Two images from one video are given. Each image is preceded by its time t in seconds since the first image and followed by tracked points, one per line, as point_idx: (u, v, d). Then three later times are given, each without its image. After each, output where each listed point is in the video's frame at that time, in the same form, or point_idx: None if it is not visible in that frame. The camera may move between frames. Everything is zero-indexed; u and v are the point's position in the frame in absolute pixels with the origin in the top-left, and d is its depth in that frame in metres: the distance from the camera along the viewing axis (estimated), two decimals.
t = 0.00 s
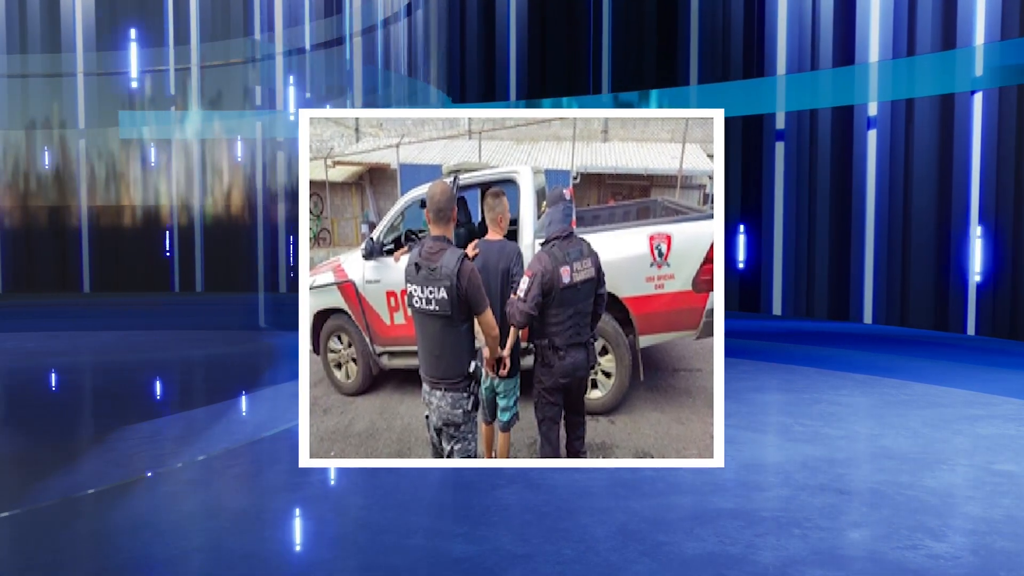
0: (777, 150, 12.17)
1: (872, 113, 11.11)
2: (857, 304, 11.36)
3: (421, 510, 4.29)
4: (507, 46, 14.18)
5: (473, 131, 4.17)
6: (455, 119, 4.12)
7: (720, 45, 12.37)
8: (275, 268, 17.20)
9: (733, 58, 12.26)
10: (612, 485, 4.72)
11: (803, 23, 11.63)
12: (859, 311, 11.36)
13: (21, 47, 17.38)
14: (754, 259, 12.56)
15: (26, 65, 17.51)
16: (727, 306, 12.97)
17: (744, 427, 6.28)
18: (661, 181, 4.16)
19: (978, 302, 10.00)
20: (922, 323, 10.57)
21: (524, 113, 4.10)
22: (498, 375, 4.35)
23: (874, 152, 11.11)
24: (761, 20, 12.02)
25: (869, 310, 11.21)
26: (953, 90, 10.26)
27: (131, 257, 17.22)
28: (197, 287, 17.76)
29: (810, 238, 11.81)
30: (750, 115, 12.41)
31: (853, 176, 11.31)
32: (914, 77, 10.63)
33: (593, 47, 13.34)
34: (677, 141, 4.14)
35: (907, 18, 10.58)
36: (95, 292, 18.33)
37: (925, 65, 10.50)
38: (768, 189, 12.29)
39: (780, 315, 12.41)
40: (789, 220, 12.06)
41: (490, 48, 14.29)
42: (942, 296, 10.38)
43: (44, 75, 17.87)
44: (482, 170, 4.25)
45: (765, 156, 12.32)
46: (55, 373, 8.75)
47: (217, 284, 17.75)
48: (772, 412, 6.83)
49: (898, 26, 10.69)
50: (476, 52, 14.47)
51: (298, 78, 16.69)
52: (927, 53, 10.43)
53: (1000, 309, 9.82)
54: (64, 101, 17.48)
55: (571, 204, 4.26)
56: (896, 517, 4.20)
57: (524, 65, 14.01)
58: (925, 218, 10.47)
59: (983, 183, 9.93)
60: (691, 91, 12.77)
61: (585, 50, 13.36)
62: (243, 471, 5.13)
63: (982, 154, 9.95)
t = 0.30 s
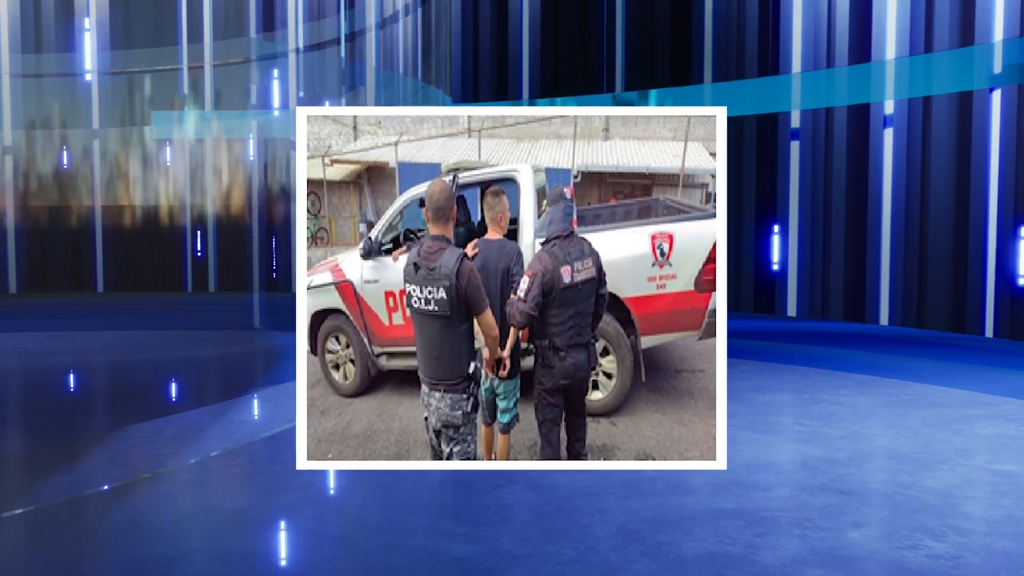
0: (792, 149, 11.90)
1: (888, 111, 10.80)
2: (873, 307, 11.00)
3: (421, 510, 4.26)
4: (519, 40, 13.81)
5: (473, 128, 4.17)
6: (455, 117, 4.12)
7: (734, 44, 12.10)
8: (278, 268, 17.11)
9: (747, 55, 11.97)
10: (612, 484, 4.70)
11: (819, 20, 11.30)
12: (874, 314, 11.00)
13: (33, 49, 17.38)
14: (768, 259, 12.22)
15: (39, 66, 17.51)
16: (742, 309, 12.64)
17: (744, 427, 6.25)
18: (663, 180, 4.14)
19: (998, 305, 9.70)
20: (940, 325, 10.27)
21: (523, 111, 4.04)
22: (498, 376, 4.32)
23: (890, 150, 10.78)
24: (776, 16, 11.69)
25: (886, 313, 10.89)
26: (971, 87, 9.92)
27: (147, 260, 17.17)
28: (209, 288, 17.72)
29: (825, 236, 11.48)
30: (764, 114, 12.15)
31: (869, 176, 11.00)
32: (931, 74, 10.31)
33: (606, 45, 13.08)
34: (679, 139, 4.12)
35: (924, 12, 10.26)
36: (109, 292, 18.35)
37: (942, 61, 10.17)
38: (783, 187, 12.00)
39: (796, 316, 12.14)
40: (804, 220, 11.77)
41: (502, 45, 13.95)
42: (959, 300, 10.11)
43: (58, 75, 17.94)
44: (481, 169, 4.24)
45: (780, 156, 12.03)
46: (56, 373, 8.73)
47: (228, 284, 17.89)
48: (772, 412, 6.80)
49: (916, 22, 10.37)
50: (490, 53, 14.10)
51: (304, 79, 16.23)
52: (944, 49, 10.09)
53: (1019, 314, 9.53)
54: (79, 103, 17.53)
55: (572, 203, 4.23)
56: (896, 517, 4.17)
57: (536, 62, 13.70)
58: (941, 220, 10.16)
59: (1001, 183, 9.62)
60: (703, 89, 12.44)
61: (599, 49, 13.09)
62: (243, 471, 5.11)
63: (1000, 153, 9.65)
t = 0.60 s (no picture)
0: (808, 149, 11.71)
1: (905, 109, 10.57)
2: (890, 303, 10.82)
3: (421, 510, 4.24)
4: (532, 35, 13.65)
5: (472, 127, 4.15)
6: (454, 115, 4.10)
7: (749, 36, 11.88)
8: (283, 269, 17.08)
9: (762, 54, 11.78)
10: (613, 485, 4.67)
11: (835, 16, 11.08)
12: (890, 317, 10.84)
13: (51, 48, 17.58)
14: (782, 257, 12.03)
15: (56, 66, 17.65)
16: (756, 309, 12.49)
17: (744, 427, 6.22)
18: (665, 178, 4.12)
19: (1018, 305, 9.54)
20: (955, 328, 10.11)
21: (524, 109, 4.08)
22: (497, 378, 4.29)
23: (907, 148, 10.56)
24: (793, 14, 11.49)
25: (902, 314, 10.70)
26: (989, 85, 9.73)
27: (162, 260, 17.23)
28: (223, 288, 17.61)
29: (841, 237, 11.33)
30: (779, 110, 11.96)
31: (886, 173, 10.82)
32: (948, 71, 10.11)
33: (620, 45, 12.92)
34: (681, 137, 4.10)
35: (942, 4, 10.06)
36: (123, 292, 18.30)
37: (959, 57, 9.97)
38: (798, 187, 11.80)
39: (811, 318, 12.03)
40: (819, 218, 11.59)
41: (516, 44, 13.74)
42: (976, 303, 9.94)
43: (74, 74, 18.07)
44: (480, 168, 4.19)
45: (795, 155, 11.84)
46: (57, 373, 8.71)
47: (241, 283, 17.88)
48: (772, 412, 6.78)
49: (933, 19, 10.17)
50: (504, 47, 13.91)
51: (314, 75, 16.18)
52: (962, 46, 9.90)
53: None
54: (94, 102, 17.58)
55: (572, 202, 4.20)
56: (897, 517, 4.14)
57: (550, 56, 13.53)
58: (958, 219, 9.98)
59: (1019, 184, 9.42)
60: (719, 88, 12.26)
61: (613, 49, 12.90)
62: (244, 471, 5.09)
63: (1020, 146, 9.40)
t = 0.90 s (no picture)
0: (823, 147, 11.64)
1: (922, 108, 10.54)
2: (907, 308, 10.75)
3: (421, 510, 4.22)
4: (546, 32, 13.45)
5: (472, 125, 4.14)
6: (453, 112, 4.09)
7: (764, 35, 11.84)
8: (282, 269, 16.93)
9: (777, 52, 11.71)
10: (613, 485, 4.65)
11: (851, 14, 11.05)
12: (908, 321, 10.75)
13: (65, 47, 17.60)
14: (797, 256, 11.94)
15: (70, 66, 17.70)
16: (770, 310, 12.37)
17: (744, 427, 6.20)
18: (666, 177, 4.11)
19: None
20: (974, 329, 10.03)
21: (525, 107, 4.07)
22: (497, 379, 4.27)
23: (924, 149, 10.50)
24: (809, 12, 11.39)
25: (919, 318, 10.68)
26: (1007, 82, 9.67)
27: (176, 260, 17.36)
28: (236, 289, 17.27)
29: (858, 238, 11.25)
30: (793, 109, 11.86)
31: (901, 174, 10.75)
32: (966, 69, 10.05)
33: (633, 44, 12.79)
34: (683, 135, 4.08)
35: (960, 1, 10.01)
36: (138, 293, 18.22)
37: (977, 56, 9.93)
38: (813, 190, 11.76)
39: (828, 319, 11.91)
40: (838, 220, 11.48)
41: (528, 42, 13.53)
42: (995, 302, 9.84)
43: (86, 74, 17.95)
44: (480, 166, 4.22)
45: (810, 152, 11.77)
46: (57, 373, 8.69)
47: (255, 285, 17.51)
48: (772, 412, 6.76)
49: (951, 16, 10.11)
50: (516, 41, 13.62)
51: (325, 75, 16.21)
52: (979, 44, 9.85)
53: None
54: (108, 101, 17.46)
55: (573, 200, 4.17)
56: (897, 517, 4.12)
57: (563, 54, 13.31)
58: (976, 220, 9.91)
59: None
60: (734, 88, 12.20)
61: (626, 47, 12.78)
62: (243, 471, 5.07)
63: None
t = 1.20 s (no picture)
0: (838, 145, 11.51)
1: (940, 106, 10.47)
2: (923, 310, 10.63)
3: (421, 510, 4.20)
4: (559, 28, 13.25)
5: (471, 123, 4.14)
6: (452, 111, 4.08)
7: (779, 34, 11.81)
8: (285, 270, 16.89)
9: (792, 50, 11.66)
10: (613, 485, 4.63)
11: (867, 13, 11.01)
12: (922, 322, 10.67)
13: (78, 46, 17.63)
14: (812, 257, 11.78)
15: (84, 65, 17.71)
16: (786, 312, 12.22)
17: (743, 427, 6.17)
18: (668, 175, 4.09)
19: None
20: (992, 332, 10.02)
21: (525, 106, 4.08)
22: (497, 380, 4.24)
23: (942, 149, 10.45)
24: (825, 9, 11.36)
25: (936, 317, 10.53)
26: None
27: (188, 261, 17.27)
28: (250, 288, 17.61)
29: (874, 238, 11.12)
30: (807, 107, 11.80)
31: (919, 174, 10.65)
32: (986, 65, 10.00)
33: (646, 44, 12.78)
34: (684, 133, 4.05)
35: None
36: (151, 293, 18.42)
37: (997, 51, 9.90)
38: (829, 187, 11.59)
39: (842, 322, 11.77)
40: (851, 222, 11.35)
41: (542, 39, 13.29)
42: (1014, 302, 9.84)
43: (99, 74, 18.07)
44: (480, 165, 4.23)
45: (825, 155, 11.64)
46: (58, 373, 8.67)
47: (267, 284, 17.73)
48: (771, 412, 6.73)
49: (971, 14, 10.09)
50: (529, 37, 13.41)
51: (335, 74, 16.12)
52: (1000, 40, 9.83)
53: None
54: (119, 101, 17.47)
55: (574, 199, 4.13)
56: (896, 517, 4.10)
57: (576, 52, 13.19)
58: (994, 220, 9.91)
59: None
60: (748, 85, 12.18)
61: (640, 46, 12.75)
62: (242, 471, 5.05)
63: None
